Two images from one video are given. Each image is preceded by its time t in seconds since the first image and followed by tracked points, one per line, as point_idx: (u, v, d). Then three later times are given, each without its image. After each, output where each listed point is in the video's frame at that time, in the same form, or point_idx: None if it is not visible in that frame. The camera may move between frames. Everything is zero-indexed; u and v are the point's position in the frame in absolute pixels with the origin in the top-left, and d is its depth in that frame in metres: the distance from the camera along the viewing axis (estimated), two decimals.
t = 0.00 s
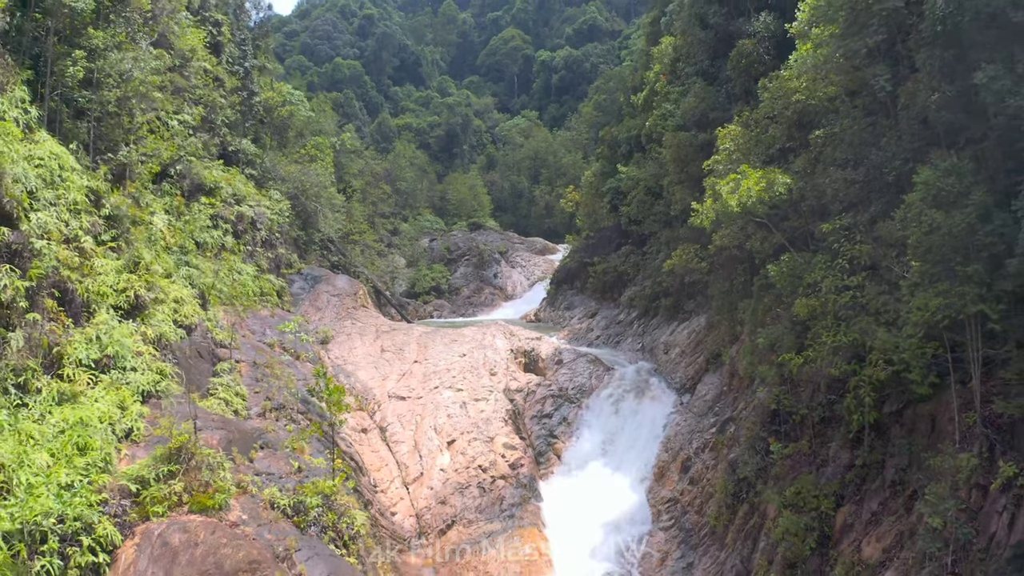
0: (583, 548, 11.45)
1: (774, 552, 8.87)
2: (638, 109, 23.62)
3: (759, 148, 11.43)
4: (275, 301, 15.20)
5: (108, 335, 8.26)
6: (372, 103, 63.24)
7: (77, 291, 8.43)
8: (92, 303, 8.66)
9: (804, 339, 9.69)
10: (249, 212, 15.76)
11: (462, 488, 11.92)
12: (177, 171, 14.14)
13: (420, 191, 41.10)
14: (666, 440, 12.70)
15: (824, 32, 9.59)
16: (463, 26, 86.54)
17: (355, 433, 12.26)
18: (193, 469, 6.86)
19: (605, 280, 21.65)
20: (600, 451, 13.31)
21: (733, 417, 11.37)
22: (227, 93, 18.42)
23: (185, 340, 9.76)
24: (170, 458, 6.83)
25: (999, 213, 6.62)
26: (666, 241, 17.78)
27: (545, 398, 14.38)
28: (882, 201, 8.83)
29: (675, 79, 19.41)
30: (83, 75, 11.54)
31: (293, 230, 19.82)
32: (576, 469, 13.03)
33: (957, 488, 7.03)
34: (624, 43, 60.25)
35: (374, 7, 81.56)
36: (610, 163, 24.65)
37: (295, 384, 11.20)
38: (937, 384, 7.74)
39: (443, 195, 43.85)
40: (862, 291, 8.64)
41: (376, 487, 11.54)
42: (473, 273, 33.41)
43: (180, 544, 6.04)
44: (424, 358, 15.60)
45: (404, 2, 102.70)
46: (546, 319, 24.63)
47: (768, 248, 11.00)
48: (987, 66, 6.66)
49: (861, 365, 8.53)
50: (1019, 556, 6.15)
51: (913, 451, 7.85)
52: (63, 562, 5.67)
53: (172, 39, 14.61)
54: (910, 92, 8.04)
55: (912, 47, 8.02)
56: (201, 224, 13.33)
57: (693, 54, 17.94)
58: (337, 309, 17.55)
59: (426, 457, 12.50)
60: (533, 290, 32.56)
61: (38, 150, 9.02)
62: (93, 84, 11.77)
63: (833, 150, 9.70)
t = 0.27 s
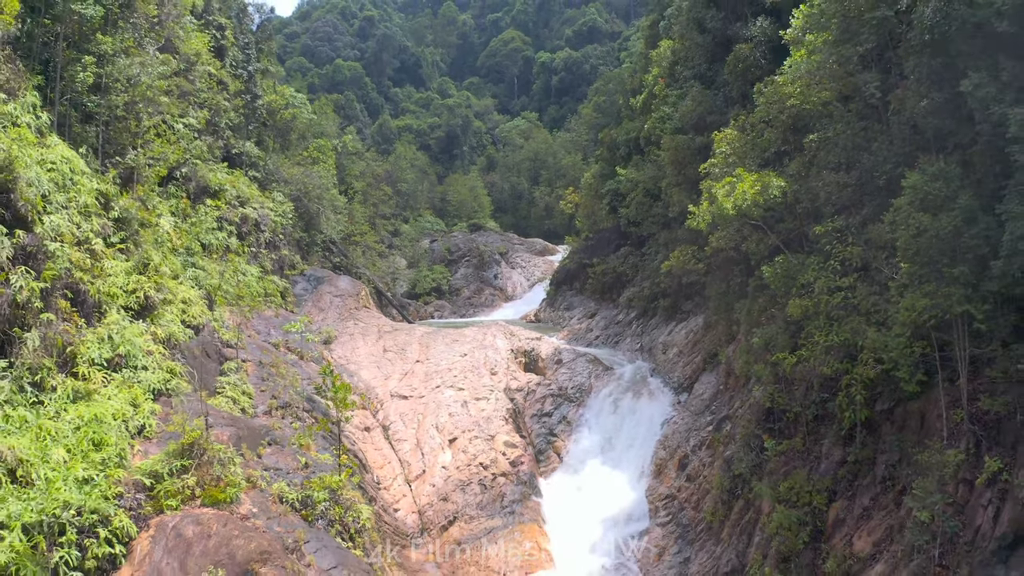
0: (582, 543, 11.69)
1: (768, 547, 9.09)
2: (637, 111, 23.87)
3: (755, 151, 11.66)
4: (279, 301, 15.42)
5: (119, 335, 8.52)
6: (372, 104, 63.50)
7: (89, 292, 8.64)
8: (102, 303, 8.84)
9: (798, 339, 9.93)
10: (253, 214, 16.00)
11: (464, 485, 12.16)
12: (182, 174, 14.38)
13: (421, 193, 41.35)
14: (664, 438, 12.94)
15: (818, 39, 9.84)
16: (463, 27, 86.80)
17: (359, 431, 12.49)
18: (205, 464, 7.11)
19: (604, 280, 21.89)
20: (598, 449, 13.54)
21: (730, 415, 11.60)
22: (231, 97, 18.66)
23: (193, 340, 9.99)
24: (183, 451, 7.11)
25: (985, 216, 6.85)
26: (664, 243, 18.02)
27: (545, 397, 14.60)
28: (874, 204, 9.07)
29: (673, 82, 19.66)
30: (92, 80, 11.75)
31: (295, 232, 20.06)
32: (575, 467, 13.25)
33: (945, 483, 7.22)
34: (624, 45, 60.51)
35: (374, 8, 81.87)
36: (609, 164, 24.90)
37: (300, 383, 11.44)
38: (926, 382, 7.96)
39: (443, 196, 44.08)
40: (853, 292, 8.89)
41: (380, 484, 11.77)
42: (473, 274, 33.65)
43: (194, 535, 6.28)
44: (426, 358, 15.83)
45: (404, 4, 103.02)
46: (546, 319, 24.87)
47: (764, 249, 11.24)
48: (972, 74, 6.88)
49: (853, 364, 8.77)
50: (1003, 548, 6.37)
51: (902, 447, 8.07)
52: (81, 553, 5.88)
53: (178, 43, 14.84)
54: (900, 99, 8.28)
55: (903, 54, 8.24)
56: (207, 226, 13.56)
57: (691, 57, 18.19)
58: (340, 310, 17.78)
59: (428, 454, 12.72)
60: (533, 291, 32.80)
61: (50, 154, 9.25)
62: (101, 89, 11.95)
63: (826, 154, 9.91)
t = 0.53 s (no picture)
0: (581, 539, 11.90)
1: (763, 541, 9.31)
2: (635, 113, 24.11)
3: (751, 155, 11.87)
4: (282, 302, 15.62)
5: (129, 334, 8.71)
6: (372, 105, 63.71)
7: (100, 293, 8.80)
8: (112, 304, 9.03)
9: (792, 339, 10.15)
10: (256, 216, 16.21)
11: (465, 482, 12.38)
12: (187, 176, 14.58)
13: (421, 194, 41.55)
14: (661, 436, 13.15)
15: (811, 45, 10.07)
16: (463, 29, 87.05)
17: (362, 430, 12.69)
18: (215, 459, 7.32)
19: (603, 281, 22.09)
20: (597, 447, 13.76)
21: (726, 414, 11.81)
22: (234, 100, 18.88)
23: (200, 340, 10.19)
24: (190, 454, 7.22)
25: (971, 219, 7.06)
26: (663, 244, 18.24)
27: (545, 396, 14.78)
28: (867, 206, 9.28)
29: (672, 85, 19.88)
30: (100, 84, 11.94)
31: (298, 233, 20.27)
32: (574, 465, 13.45)
33: (934, 479, 7.44)
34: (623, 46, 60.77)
35: (374, 10, 82.09)
36: (608, 166, 25.13)
37: (304, 382, 11.65)
38: (916, 380, 8.17)
39: (443, 197, 44.30)
40: (845, 293, 9.13)
41: (382, 481, 11.98)
42: (473, 274, 33.87)
43: (205, 528, 6.48)
44: (427, 357, 16.04)
45: (404, 6, 103.29)
46: (546, 319, 25.07)
47: (759, 250, 11.46)
48: (958, 82, 7.10)
49: (846, 363, 8.98)
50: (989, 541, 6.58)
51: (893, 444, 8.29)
52: (96, 545, 6.12)
53: (183, 47, 15.05)
54: (891, 104, 8.49)
55: (893, 61, 8.44)
56: (212, 228, 13.76)
57: (688, 61, 18.42)
58: (342, 310, 17.99)
59: (430, 452, 12.92)
60: (532, 292, 33.01)
61: (60, 158, 9.44)
62: (109, 93, 12.13)
63: (820, 158, 9.98)
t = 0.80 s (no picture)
0: (580, 535, 12.12)
1: (758, 536, 9.54)
2: (634, 115, 24.34)
3: (747, 158, 12.10)
4: (286, 302, 15.84)
5: (140, 334, 8.96)
6: (373, 107, 63.95)
7: (111, 294, 9.05)
8: (122, 305, 9.24)
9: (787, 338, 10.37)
10: (260, 218, 16.43)
11: (466, 479, 12.60)
12: (193, 179, 14.80)
13: (422, 195, 41.79)
14: (659, 434, 13.36)
15: (806, 52, 10.30)
16: (463, 30, 87.27)
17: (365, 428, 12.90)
18: (225, 455, 7.55)
19: (603, 282, 22.33)
20: (596, 445, 13.97)
21: (723, 412, 12.04)
22: (237, 103, 19.10)
23: (207, 339, 10.40)
24: (201, 448, 7.49)
25: (959, 222, 7.28)
26: (661, 245, 18.47)
27: (545, 395, 14.98)
28: (859, 209, 9.49)
29: (670, 88, 20.10)
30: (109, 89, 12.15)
31: (300, 235, 20.50)
32: (574, 462, 13.67)
33: (923, 475, 7.67)
34: (623, 48, 61.01)
35: (374, 11, 82.31)
36: (608, 168, 25.35)
37: (309, 381, 11.88)
38: (906, 379, 8.40)
39: (444, 198, 44.52)
40: (838, 294, 9.38)
41: (385, 478, 12.20)
42: (474, 275, 34.11)
43: (217, 521, 6.70)
44: (429, 357, 16.28)
45: (404, 7, 103.57)
46: (546, 320, 25.30)
47: (755, 252, 11.70)
48: (946, 89, 7.32)
49: (838, 361, 9.21)
50: (974, 534, 6.81)
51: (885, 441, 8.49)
52: (111, 537, 6.41)
53: (188, 51, 15.27)
54: (882, 110, 8.71)
55: (884, 68, 8.62)
56: (217, 230, 13.99)
57: (686, 64, 18.64)
58: (344, 311, 18.20)
59: (432, 450, 13.14)
60: (533, 293, 33.25)
61: (71, 162, 9.64)
62: (117, 97, 12.34)
63: (815, 161, 10.29)
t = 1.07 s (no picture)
0: (580, 530, 12.39)
1: (753, 530, 9.83)
2: (633, 118, 24.61)
3: (743, 162, 12.38)
4: (290, 303, 16.09)
5: (152, 333, 9.25)
6: (374, 108, 64.24)
7: (123, 295, 9.32)
8: (133, 306, 9.49)
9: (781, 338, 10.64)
10: (265, 220, 16.70)
11: (468, 476, 12.88)
12: (199, 182, 15.07)
13: (422, 197, 42.07)
14: (657, 432, 13.64)
15: (799, 59, 10.59)
16: (464, 32, 87.55)
17: (370, 426, 13.16)
18: (238, 450, 7.86)
19: (602, 283, 22.61)
20: (596, 443, 14.24)
21: (719, 410, 12.32)
22: (242, 106, 19.35)
23: (216, 339, 10.68)
24: (214, 445, 7.78)
25: (945, 226, 7.57)
26: (660, 246, 18.73)
27: (545, 394, 15.24)
28: (850, 212, 9.76)
29: (669, 91, 20.37)
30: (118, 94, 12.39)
31: (304, 236, 20.77)
32: (574, 460, 13.94)
33: (911, 470, 7.94)
34: (622, 49, 61.27)
35: (375, 13, 82.59)
36: (607, 170, 25.63)
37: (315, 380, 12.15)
38: (895, 377, 8.67)
39: (444, 199, 44.79)
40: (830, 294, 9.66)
41: (389, 475, 12.47)
42: (474, 276, 34.38)
43: (230, 513, 6.96)
44: (431, 357, 16.55)
45: (404, 8, 103.85)
46: (546, 320, 25.57)
47: (751, 254, 11.97)
48: (932, 97, 7.59)
49: (830, 360, 9.49)
50: (959, 526, 7.08)
51: (875, 438, 8.76)
52: (129, 529, 6.73)
53: (194, 56, 15.53)
54: (872, 117, 8.99)
55: (874, 76, 8.89)
56: (224, 232, 14.25)
57: (685, 68, 18.91)
58: (348, 312, 18.45)
59: (435, 448, 13.41)
60: (533, 293, 33.50)
61: (84, 166, 9.88)
62: (127, 102, 12.58)
63: (808, 165, 10.57)
